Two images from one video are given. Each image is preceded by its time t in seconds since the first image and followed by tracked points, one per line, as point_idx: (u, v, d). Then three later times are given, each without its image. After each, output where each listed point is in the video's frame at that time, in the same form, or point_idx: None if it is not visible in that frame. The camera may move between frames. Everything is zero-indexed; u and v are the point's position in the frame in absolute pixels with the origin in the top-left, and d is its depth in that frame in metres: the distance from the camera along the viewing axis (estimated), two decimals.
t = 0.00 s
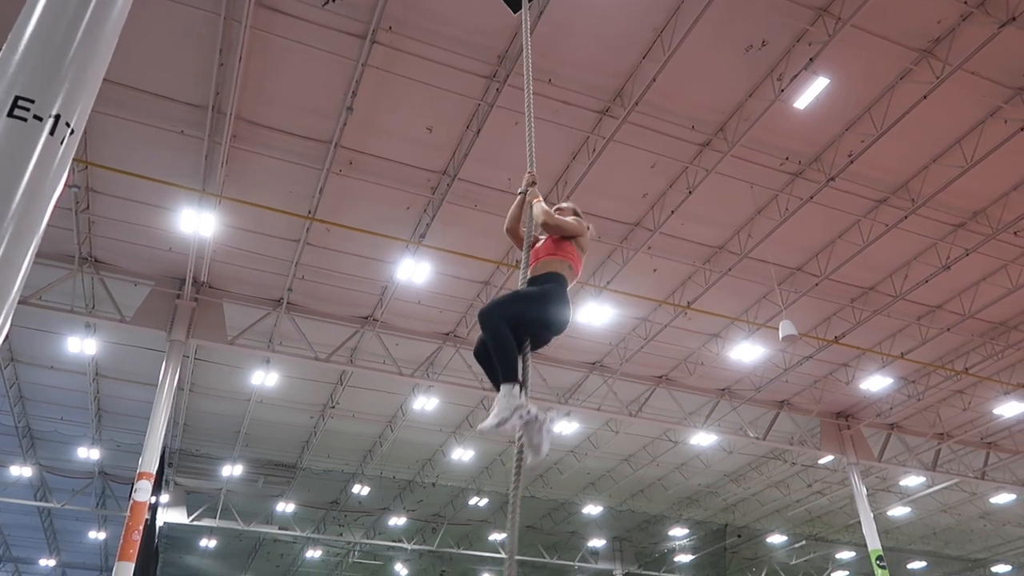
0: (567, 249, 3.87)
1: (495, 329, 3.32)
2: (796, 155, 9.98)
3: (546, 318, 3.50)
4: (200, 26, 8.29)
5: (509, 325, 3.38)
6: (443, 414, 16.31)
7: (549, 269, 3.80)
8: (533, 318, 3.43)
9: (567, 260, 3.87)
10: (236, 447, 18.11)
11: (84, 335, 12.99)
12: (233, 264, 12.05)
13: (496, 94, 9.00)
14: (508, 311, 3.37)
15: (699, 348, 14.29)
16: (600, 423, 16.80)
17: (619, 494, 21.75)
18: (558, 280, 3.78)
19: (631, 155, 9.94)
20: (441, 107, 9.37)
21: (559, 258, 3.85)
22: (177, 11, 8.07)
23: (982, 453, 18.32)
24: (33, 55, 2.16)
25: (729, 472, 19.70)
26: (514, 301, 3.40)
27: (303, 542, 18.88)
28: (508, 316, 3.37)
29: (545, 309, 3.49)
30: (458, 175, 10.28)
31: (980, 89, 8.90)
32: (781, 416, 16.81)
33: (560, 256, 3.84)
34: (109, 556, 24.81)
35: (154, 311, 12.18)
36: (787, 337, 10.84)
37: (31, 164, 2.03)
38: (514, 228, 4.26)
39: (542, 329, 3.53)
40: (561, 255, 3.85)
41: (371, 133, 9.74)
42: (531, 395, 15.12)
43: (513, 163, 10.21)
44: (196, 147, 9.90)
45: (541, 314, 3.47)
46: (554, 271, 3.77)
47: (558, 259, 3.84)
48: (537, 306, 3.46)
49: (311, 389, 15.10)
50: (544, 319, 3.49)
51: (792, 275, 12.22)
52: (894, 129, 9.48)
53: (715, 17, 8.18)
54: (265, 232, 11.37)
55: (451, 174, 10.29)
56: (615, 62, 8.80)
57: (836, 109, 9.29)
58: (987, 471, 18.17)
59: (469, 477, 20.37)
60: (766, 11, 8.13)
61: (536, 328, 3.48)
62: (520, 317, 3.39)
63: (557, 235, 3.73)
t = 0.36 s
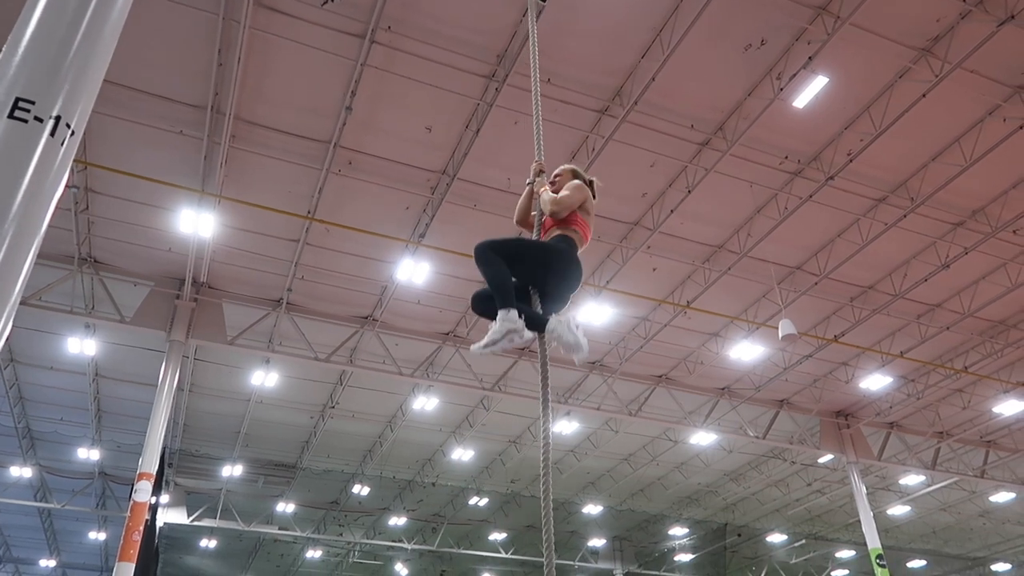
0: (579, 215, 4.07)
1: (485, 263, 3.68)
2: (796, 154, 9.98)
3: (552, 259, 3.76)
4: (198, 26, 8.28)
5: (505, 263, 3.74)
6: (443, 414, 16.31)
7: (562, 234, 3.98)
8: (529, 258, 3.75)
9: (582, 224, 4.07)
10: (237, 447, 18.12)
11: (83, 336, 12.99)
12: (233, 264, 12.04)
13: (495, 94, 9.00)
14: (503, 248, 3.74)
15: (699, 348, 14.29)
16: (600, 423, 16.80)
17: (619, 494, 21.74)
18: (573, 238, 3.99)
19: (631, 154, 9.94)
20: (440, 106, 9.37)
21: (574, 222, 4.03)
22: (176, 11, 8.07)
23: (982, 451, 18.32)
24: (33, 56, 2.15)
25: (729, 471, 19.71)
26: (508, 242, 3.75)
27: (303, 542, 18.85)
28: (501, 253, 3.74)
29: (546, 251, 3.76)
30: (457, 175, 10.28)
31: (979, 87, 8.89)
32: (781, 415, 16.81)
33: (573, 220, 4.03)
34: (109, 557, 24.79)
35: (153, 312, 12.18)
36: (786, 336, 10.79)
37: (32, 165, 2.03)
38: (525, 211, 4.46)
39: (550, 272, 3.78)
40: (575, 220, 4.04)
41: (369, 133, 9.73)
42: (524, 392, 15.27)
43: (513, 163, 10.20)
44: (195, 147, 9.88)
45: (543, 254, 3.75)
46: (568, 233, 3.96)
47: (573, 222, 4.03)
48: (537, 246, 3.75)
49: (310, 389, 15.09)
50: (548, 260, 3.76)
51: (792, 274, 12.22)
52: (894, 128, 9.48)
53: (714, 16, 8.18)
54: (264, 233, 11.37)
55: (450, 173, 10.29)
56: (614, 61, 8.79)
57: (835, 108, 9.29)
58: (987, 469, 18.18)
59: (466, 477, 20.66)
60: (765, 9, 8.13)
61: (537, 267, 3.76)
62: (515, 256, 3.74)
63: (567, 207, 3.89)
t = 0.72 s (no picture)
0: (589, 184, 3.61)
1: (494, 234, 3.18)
2: (796, 160, 10.00)
3: (571, 243, 3.21)
4: (200, 31, 8.31)
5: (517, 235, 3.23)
6: (443, 419, 16.31)
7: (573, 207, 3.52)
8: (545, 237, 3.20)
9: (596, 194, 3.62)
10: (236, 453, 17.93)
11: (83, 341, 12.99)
12: (233, 269, 12.05)
13: (496, 99, 9.02)
14: (517, 216, 3.19)
15: (698, 353, 14.29)
16: (600, 428, 16.78)
17: (618, 499, 21.71)
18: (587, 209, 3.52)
19: (631, 159, 9.96)
20: (441, 112, 9.39)
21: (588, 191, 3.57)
22: (178, 16, 8.10)
23: (982, 458, 18.29)
24: (36, 63, 2.16)
25: (729, 477, 19.69)
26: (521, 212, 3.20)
27: (302, 547, 19.10)
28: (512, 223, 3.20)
29: (567, 232, 3.20)
30: (458, 180, 10.29)
31: (979, 94, 8.91)
32: (781, 421, 16.79)
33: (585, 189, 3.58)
34: (108, 562, 24.73)
35: (154, 316, 12.18)
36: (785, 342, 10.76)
37: (34, 171, 2.04)
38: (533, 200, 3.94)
39: (567, 256, 3.24)
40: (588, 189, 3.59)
41: (370, 138, 9.75)
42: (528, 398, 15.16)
43: (513, 168, 10.21)
44: (196, 152, 9.90)
45: (562, 234, 3.20)
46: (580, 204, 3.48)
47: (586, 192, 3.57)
48: (556, 223, 3.19)
49: (310, 394, 15.10)
50: (567, 242, 3.21)
51: (792, 280, 12.22)
52: (893, 134, 9.50)
53: (714, 21, 8.20)
54: (265, 237, 11.38)
55: (450, 179, 10.30)
56: (615, 66, 8.81)
57: (834, 114, 9.32)
58: (987, 475, 18.16)
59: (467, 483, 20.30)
60: (765, 15, 8.15)
61: (550, 249, 3.22)
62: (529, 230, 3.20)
63: (577, 178, 3.42)
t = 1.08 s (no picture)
0: (590, 166, 3.50)
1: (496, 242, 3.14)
2: (795, 166, 10.01)
3: (575, 232, 3.16)
4: (200, 36, 8.33)
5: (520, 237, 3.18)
6: (442, 424, 16.29)
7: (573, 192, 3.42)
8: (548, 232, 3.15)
9: (598, 177, 3.50)
10: (235, 459, 17.98)
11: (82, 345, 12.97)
12: (232, 273, 12.04)
13: (495, 105, 9.03)
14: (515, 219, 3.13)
15: (698, 359, 14.29)
16: (599, 434, 16.76)
17: (618, 505, 21.63)
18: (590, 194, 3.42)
19: (630, 164, 9.97)
20: (440, 117, 9.41)
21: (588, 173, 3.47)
22: (179, 21, 8.12)
23: (981, 464, 18.27)
24: (37, 66, 2.17)
25: (728, 483, 19.67)
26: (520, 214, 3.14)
27: (301, 553, 19.41)
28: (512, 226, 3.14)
29: (570, 221, 3.15)
30: (457, 185, 10.30)
31: (977, 101, 8.93)
32: (780, 427, 16.77)
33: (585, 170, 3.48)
34: (105, 567, 24.64)
35: (153, 321, 12.17)
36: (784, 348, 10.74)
37: (35, 174, 2.05)
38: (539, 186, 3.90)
39: (574, 246, 3.21)
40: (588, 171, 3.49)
41: (370, 143, 9.77)
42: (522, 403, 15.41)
43: (512, 173, 10.22)
44: (196, 156, 9.91)
45: (564, 226, 3.14)
46: (582, 189, 3.38)
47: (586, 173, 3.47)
48: (558, 216, 3.13)
49: (309, 399, 15.09)
50: (572, 232, 3.16)
51: (791, 286, 12.23)
52: (892, 140, 9.52)
53: (712, 28, 8.23)
54: (265, 242, 11.39)
55: (450, 184, 10.32)
56: (614, 72, 8.83)
57: (834, 120, 9.33)
58: (987, 481, 18.13)
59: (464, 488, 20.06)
60: (764, 21, 8.17)
61: (556, 243, 3.18)
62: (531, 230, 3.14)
63: (572, 158, 3.35)
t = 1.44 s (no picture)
0: (597, 159, 3.46)
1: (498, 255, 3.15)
2: (794, 172, 10.03)
3: (576, 228, 3.12)
4: (201, 39, 8.35)
5: (522, 244, 3.18)
6: (440, 428, 16.27)
7: (573, 184, 3.39)
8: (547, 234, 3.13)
9: (597, 165, 3.45)
10: (233, 462, 17.95)
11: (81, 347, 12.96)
12: (232, 276, 12.04)
13: (496, 109, 9.06)
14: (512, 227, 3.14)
15: (697, 364, 14.29)
16: (598, 438, 16.75)
17: (616, 510, 21.55)
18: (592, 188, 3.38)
19: (630, 170, 9.99)
20: (441, 122, 9.42)
21: (586, 163, 3.43)
22: (180, 25, 8.14)
23: (980, 470, 18.26)
24: (40, 70, 2.17)
25: (727, 488, 19.65)
26: (515, 222, 3.14)
27: (298, 556, 19.33)
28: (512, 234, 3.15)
29: (567, 219, 3.10)
30: (457, 189, 10.31)
31: (976, 108, 8.95)
32: (779, 433, 16.76)
33: (582, 161, 3.44)
34: (103, 570, 24.60)
35: (152, 323, 12.17)
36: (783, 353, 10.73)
37: (37, 178, 2.05)
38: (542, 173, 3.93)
39: (576, 243, 3.18)
40: (585, 160, 3.45)
41: (370, 147, 9.78)
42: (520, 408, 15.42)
43: (512, 178, 10.23)
44: (196, 159, 9.92)
45: (562, 225, 3.10)
46: (581, 183, 3.35)
47: (583, 164, 3.43)
48: (553, 217, 3.09)
49: (308, 402, 15.08)
50: (571, 229, 3.12)
51: (791, 291, 12.24)
52: (891, 147, 9.54)
53: (712, 34, 8.26)
54: (265, 245, 11.40)
55: (450, 188, 10.33)
56: (614, 77, 8.85)
57: (833, 126, 9.35)
58: (985, 488, 18.12)
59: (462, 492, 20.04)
60: (763, 27, 8.20)
61: (557, 243, 3.17)
62: (529, 236, 3.14)
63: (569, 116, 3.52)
